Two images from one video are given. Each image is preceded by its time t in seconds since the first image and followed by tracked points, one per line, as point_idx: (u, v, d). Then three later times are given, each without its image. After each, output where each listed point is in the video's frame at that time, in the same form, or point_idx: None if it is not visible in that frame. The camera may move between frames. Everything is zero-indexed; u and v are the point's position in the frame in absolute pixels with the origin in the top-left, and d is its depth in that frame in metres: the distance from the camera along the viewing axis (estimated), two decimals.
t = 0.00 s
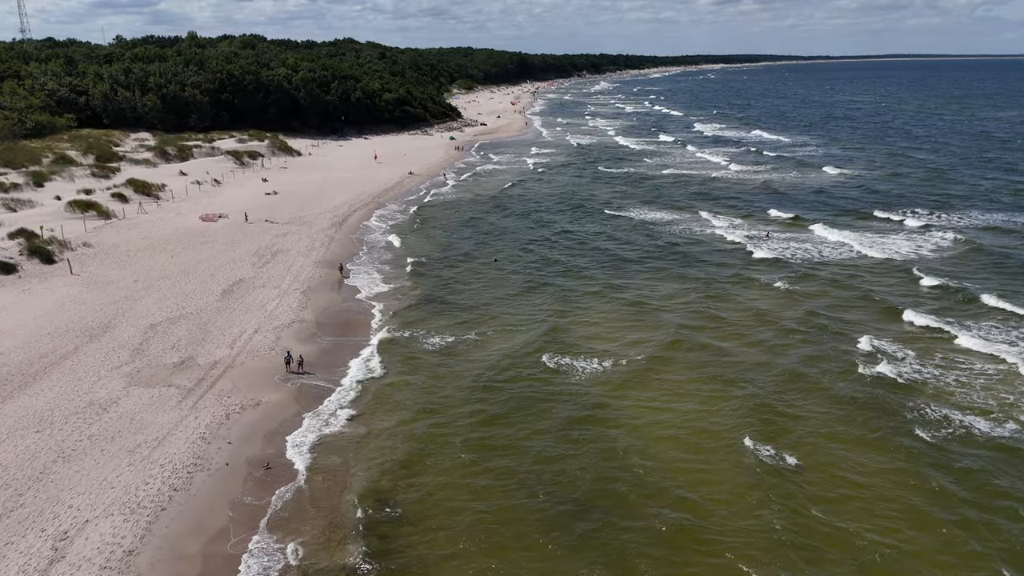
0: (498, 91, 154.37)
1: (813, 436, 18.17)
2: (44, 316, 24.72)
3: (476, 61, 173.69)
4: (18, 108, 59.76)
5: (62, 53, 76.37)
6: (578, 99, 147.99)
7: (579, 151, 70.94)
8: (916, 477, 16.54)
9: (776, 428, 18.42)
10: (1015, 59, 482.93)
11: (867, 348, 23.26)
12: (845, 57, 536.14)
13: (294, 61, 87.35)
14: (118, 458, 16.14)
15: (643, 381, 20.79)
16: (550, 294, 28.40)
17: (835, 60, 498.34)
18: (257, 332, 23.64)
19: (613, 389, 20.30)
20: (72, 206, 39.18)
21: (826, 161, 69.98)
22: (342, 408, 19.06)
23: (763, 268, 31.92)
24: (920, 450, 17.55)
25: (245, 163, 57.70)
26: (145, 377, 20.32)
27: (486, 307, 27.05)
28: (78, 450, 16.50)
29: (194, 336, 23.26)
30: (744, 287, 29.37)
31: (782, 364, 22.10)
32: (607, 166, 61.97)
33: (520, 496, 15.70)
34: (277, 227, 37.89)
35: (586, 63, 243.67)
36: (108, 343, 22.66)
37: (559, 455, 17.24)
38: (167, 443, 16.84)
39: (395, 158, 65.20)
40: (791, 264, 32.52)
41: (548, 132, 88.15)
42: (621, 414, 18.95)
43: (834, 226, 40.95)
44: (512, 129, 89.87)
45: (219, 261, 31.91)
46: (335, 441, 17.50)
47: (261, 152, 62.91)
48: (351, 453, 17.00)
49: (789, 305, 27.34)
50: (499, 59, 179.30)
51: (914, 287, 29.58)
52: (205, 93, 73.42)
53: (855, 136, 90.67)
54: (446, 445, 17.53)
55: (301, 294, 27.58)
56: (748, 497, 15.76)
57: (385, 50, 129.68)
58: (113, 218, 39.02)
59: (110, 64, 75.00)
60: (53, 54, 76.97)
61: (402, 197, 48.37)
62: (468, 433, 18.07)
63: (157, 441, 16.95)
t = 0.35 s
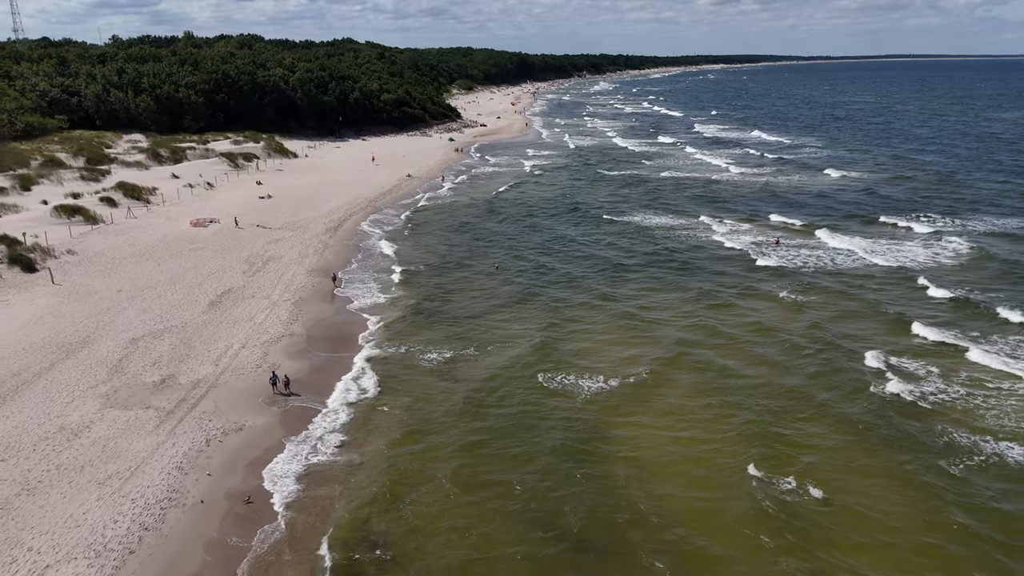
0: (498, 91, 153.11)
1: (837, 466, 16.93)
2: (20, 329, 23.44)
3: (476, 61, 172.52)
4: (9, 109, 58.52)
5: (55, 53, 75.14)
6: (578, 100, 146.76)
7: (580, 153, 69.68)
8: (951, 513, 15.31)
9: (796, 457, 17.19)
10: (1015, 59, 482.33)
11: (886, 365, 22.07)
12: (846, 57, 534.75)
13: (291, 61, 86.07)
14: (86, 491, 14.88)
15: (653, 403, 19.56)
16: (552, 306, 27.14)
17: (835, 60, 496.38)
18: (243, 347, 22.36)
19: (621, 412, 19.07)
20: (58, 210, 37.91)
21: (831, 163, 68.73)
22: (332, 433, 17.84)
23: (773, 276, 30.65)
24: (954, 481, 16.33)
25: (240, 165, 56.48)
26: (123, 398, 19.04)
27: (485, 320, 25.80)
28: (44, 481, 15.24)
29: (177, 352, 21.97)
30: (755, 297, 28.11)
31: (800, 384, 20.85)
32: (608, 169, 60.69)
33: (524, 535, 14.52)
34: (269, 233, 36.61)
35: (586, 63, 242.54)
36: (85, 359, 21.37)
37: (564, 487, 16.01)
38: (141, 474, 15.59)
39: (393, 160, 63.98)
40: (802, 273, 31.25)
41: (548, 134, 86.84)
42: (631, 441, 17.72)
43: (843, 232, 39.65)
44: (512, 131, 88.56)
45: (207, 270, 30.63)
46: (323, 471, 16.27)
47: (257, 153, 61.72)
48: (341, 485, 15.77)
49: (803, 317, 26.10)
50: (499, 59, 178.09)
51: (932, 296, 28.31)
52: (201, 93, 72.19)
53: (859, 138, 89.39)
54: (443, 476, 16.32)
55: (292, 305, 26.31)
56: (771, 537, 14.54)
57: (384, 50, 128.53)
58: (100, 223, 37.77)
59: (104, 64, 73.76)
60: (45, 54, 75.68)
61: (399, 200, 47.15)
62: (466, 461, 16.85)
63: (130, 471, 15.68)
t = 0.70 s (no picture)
0: (498, 92, 151.95)
1: (865, 500, 15.69)
2: None
3: (476, 61, 171.23)
4: None
5: (48, 53, 73.93)
6: (578, 100, 145.50)
7: (581, 155, 68.38)
8: (992, 556, 14.08)
9: (820, 490, 15.95)
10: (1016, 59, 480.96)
11: (911, 383, 20.81)
12: (846, 57, 533.84)
13: (288, 61, 84.82)
14: (48, 531, 13.64)
15: (665, 428, 18.29)
16: (554, 318, 25.84)
17: (836, 61, 495.89)
18: (228, 364, 21.10)
19: (630, 438, 17.81)
20: (43, 215, 36.68)
21: (836, 165, 67.45)
22: (320, 462, 16.58)
23: (785, 286, 29.32)
24: (989, 519, 15.07)
25: (233, 167, 55.25)
26: (97, 421, 17.79)
27: (484, 333, 24.52)
28: (2, 519, 13.98)
29: (157, 370, 20.70)
30: (767, 309, 26.81)
31: (820, 406, 19.57)
32: (610, 171, 59.39)
33: None
34: (261, 239, 35.34)
35: (586, 64, 241.47)
36: (59, 377, 20.11)
37: (571, 528, 14.76)
38: (110, 511, 14.33)
39: (391, 162, 62.65)
40: (815, 281, 29.94)
41: (548, 135, 85.55)
42: (642, 472, 16.46)
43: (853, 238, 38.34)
44: (512, 132, 87.26)
45: (195, 278, 29.36)
46: (309, 507, 15.01)
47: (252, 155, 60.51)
48: (326, 523, 14.54)
49: (820, 330, 24.82)
50: (499, 59, 176.80)
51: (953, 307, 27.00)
52: (195, 94, 70.95)
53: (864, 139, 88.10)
54: (440, 513, 15.05)
55: (281, 317, 25.05)
56: None
57: (383, 50, 127.30)
58: (86, 228, 36.52)
59: (97, 64, 72.52)
60: (37, 54, 74.43)
61: (396, 204, 45.91)
62: (464, 496, 15.58)
63: (98, 507, 14.41)
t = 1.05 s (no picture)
0: (497, 92, 150.71)
1: (895, 543, 14.40)
2: None
3: (475, 61, 170.01)
4: None
5: (39, 53, 72.61)
6: (578, 100, 144.21)
7: (581, 157, 67.10)
8: None
9: (843, 529, 14.69)
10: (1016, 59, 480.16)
11: (937, 404, 19.50)
12: (846, 57, 533.00)
13: (284, 61, 83.54)
14: None
15: (673, 457, 17.00)
16: (553, 332, 24.56)
17: (836, 61, 495.12)
18: (211, 383, 19.81)
19: (638, 469, 16.49)
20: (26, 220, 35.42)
21: (841, 168, 66.24)
22: (305, 495, 15.33)
23: (797, 295, 28.06)
24: None
25: (227, 170, 54.02)
26: (66, 448, 16.53)
27: (481, 348, 23.19)
28: None
29: (135, 389, 19.41)
30: (780, 321, 25.53)
31: (840, 430, 18.32)
32: (612, 174, 58.11)
33: None
34: (252, 246, 34.07)
35: (586, 64, 240.31)
36: (29, 398, 18.84)
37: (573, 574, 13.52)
38: (72, 554, 13.09)
39: (388, 164, 61.41)
40: (828, 291, 28.65)
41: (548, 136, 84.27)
42: (651, 511, 15.18)
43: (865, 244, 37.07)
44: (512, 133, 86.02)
45: (181, 287, 28.09)
46: (290, 551, 13.73)
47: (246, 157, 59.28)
48: (307, 568, 13.32)
49: (835, 347, 23.50)
50: (499, 59, 175.52)
51: (972, 318, 25.70)
52: (189, 94, 69.69)
53: (868, 141, 86.98)
54: (429, 560, 13.76)
55: (269, 330, 23.75)
56: None
57: (381, 50, 126.07)
58: (71, 234, 35.27)
59: (89, 64, 71.22)
60: (29, 54, 73.14)
61: (392, 207, 44.66)
62: (457, 538, 14.29)
63: (58, 549, 13.18)
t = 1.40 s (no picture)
0: (497, 92, 149.65)
1: None
2: None
3: (475, 61, 168.89)
4: None
5: (31, 53, 71.26)
6: (579, 100, 143.04)
7: (582, 159, 65.79)
8: None
9: None
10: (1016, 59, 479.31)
11: (967, 428, 18.30)
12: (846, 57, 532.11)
13: (281, 61, 82.23)
14: None
15: (679, 492, 15.70)
16: (547, 348, 23.15)
17: (836, 61, 493.57)
18: (191, 404, 18.53)
19: (642, 507, 15.18)
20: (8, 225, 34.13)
21: (847, 170, 64.94)
22: (290, 534, 14.10)
23: (811, 307, 26.73)
24: None
25: (220, 172, 52.76)
26: (29, 480, 15.25)
27: (474, 365, 21.85)
28: None
29: (109, 412, 18.13)
30: (793, 335, 24.21)
31: (864, 460, 17.06)
32: (614, 177, 56.79)
33: None
34: (243, 253, 32.80)
35: (587, 64, 239.27)
36: None
37: None
38: None
39: (385, 166, 60.15)
40: (843, 302, 27.36)
41: (549, 137, 82.97)
42: (661, 556, 13.93)
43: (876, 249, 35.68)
44: (511, 133, 84.68)
45: (166, 297, 26.81)
46: None
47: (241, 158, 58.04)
48: None
49: (846, 363, 22.12)
50: (498, 59, 174.24)
51: (991, 332, 24.43)
52: (183, 95, 68.40)
53: (872, 142, 85.84)
54: None
55: (256, 345, 22.47)
56: None
57: (380, 50, 124.85)
58: (55, 239, 34.01)
59: (82, 64, 69.90)
60: (20, 54, 71.82)
61: (390, 211, 43.41)
62: None
63: None
